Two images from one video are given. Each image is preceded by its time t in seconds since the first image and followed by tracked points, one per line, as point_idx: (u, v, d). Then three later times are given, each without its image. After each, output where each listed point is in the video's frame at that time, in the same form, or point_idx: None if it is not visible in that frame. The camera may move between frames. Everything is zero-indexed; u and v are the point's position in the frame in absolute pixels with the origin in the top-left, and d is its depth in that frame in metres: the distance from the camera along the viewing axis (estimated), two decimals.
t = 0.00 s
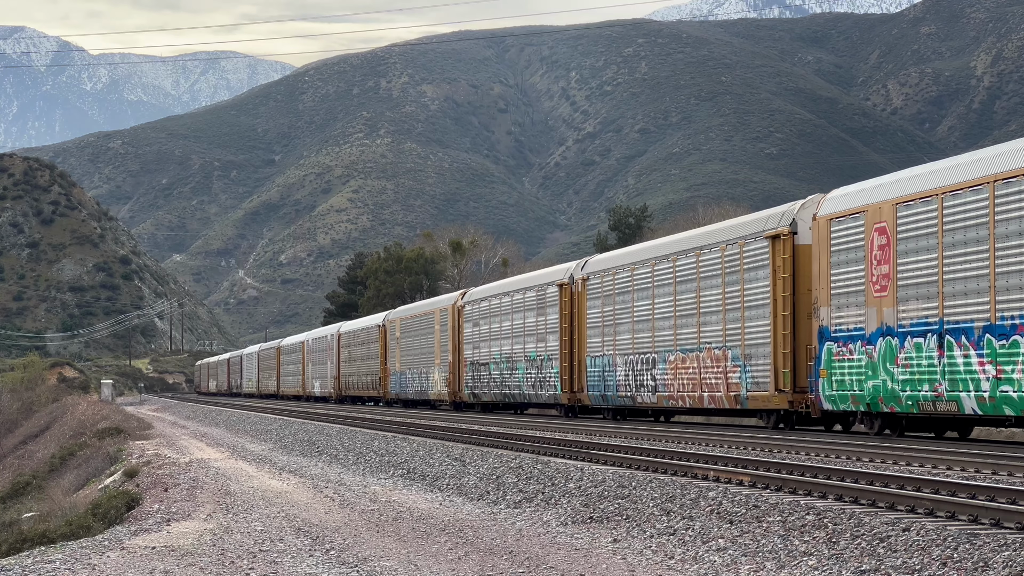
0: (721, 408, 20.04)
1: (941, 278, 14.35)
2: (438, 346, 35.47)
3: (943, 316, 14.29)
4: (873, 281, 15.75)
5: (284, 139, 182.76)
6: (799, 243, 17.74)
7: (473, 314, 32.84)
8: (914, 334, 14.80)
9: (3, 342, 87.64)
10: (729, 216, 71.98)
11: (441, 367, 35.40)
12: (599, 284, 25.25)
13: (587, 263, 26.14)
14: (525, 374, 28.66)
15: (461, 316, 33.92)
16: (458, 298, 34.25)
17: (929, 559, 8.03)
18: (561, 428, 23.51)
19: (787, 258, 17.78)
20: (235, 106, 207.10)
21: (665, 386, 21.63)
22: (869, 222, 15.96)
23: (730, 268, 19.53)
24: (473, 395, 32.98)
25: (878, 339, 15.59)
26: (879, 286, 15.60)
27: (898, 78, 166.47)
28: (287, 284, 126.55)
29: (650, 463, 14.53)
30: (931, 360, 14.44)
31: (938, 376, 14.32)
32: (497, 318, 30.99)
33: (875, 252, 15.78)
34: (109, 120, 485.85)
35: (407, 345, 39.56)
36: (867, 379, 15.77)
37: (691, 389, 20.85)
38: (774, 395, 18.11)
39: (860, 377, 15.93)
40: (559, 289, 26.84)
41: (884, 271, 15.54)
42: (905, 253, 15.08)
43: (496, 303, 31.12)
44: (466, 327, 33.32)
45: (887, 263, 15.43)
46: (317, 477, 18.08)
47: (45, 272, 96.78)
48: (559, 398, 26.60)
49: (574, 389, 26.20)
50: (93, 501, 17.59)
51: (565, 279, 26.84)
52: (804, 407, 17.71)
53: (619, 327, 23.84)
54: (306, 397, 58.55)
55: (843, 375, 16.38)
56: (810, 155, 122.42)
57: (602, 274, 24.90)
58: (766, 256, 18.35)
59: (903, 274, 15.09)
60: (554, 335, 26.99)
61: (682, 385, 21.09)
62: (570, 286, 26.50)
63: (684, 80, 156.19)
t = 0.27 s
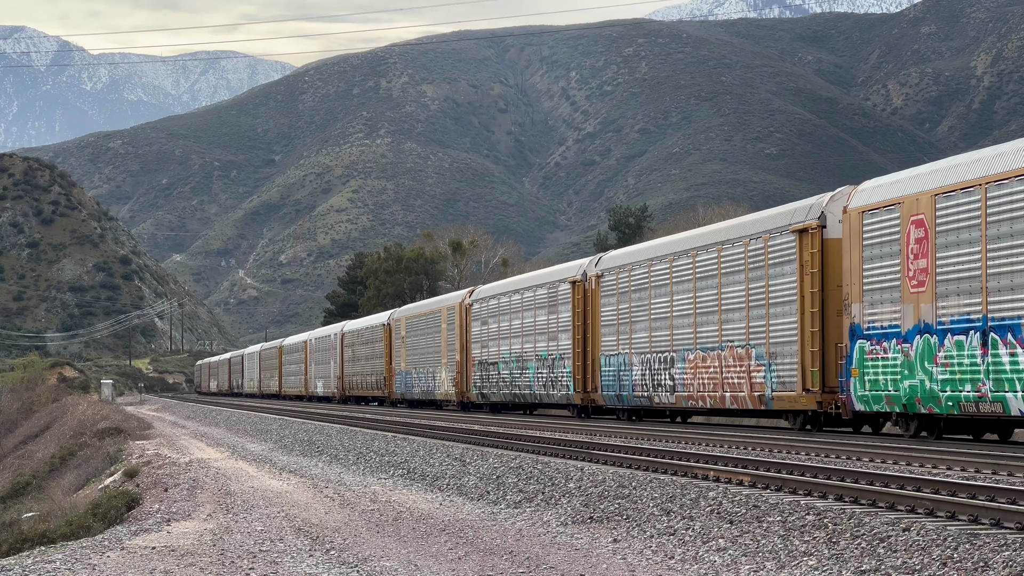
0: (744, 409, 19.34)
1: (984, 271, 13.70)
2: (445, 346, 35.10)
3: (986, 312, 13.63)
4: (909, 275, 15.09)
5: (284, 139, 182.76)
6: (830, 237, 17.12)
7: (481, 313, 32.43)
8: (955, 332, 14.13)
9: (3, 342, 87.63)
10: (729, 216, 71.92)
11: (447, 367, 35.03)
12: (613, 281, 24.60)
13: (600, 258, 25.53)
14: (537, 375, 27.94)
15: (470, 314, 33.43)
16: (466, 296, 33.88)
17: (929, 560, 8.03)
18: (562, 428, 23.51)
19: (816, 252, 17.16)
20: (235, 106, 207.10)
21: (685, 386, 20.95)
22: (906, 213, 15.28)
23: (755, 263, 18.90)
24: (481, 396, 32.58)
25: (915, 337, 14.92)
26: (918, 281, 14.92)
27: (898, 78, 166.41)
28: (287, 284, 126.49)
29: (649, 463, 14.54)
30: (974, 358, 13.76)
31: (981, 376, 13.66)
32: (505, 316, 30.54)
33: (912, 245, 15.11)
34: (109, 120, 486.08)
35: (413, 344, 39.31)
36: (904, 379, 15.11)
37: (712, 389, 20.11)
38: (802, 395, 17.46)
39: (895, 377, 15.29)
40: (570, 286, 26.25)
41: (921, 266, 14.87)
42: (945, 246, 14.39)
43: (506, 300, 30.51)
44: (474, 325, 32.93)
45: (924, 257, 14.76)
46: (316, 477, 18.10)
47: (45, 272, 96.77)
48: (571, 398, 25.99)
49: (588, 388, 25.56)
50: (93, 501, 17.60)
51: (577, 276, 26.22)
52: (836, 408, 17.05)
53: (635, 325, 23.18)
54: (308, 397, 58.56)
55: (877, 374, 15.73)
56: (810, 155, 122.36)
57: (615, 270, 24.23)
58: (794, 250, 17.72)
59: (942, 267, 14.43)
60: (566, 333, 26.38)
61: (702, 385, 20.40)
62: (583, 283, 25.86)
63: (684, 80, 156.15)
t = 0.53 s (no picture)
0: (768, 410, 18.50)
1: None
2: (453, 345, 34.87)
3: None
4: (949, 270, 14.34)
5: (284, 138, 182.75)
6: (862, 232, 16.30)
7: (490, 311, 32.10)
8: (1002, 329, 13.36)
9: (3, 342, 87.64)
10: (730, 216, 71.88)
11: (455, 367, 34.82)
12: (629, 278, 23.89)
13: (616, 256, 24.83)
14: (548, 373, 27.47)
15: (478, 313, 33.27)
16: (475, 294, 33.62)
17: (928, 560, 8.03)
18: (562, 427, 23.51)
19: (846, 247, 16.32)
20: (235, 106, 207.12)
21: (705, 386, 20.09)
22: (945, 205, 14.53)
23: (780, 259, 18.06)
24: (489, 396, 32.35)
25: (956, 335, 14.14)
26: (959, 276, 14.14)
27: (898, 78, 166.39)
28: (286, 284, 126.45)
29: (648, 463, 14.55)
30: None
31: None
32: (516, 315, 30.14)
33: (952, 239, 14.34)
34: (109, 120, 486.25)
35: (419, 344, 39.18)
36: (943, 379, 14.34)
37: (735, 390, 19.23)
38: (831, 396, 16.65)
39: (934, 377, 14.52)
40: (584, 284, 25.58)
41: (962, 261, 14.10)
42: (990, 239, 13.63)
43: (515, 299, 30.18)
44: (483, 323, 32.68)
45: (967, 251, 14.01)
46: (316, 477, 18.09)
47: (45, 272, 96.73)
48: (585, 398, 25.31)
49: (603, 388, 24.82)
50: (93, 501, 17.60)
51: (592, 273, 25.50)
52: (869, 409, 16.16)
53: (652, 323, 22.39)
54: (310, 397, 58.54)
55: (913, 373, 14.94)
56: (810, 155, 122.27)
57: (632, 267, 23.56)
58: (822, 244, 16.90)
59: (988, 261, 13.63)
60: (582, 332, 25.69)
61: (724, 385, 19.56)
62: (597, 281, 25.19)
63: (684, 80, 156.12)
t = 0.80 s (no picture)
0: (795, 411, 17.98)
1: None
2: (461, 344, 34.76)
3: None
4: (994, 264, 13.71)
5: (284, 139, 182.75)
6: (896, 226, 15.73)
7: (500, 309, 31.95)
8: None
9: (3, 342, 87.66)
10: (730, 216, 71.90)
11: (463, 366, 34.75)
12: (646, 274, 23.44)
13: (631, 251, 24.40)
14: (560, 373, 27.25)
15: (486, 311, 33.12)
16: (483, 291, 33.49)
17: (928, 560, 8.03)
18: (562, 427, 23.52)
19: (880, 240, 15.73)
20: (235, 106, 207.20)
21: (727, 386, 19.58)
22: (989, 196, 13.91)
23: (809, 253, 17.48)
24: (498, 396, 32.26)
25: (1001, 332, 13.50)
26: (1005, 270, 13.50)
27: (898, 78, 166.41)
28: (286, 284, 126.42)
29: (647, 462, 14.57)
30: None
31: None
32: (526, 313, 29.94)
33: (996, 231, 13.72)
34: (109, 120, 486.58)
35: (426, 343, 39.13)
36: (988, 378, 13.70)
37: (760, 391, 18.73)
38: (861, 396, 16.05)
39: (977, 376, 13.88)
40: (598, 281, 25.13)
41: (1008, 253, 13.47)
42: None
43: (526, 296, 29.96)
44: (492, 322, 32.55)
45: (1013, 244, 13.39)
46: (316, 477, 18.09)
47: (45, 272, 96.73)
48: (599, 398, 24.92)
49: (619, 387, 24.36)
50: (92, 501, 17.61)
51: (607, 268, 25.04)
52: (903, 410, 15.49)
53: (671, 321, 21.95)
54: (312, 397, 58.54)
55: (953, 372, 14.31)
56: (810, 155, 122.21)
57: (648, 263, 23.10)
58: (854, 238, 16.31)
59: None
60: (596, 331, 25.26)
61: (748, 384, 19.03)
62: (612, 277, 24.76)
63: (684, 80, 156.08)
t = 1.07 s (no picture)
0: (823, 411, 17.48)
1: None
2: (468, 343, 34.74)
3: None
4: None
5: (284, 139, 182.70)
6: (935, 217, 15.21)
7: (509, 308, 31.92)
8: None
9: (3, 342, 87.69)
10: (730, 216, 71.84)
11: (470, 365, 34.71)
12: (662, 270, 23.18)
13: (649, 247, 24.11)
14: (572, 373, 27.22)
15: (495, 310, 33.12)
16: (491, 290, 33.46)
17: (928, 560, 8.03)
18: (563, 427, 23.52)
19: (917, 233, 15.23)
20: (235, 106, 207.27)
21: (750, 385, 19.18)
22: None
23: (835, 247, 16.98)
24: (507, 395, 32.22)
25: None
26: None
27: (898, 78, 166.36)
28: (287, 284, 126.39)
29: (648, 463, 14.56)
30: None
31: None
32: (537, 311, 29.88)
33: None
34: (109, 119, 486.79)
35: (431, 342, 39.12)
36: None
37: (784, 390, 18.29)
38: (897, 396, 15.56)
39: None
40: (615, 278, 24.89)
41: None
42: None
43: (538, 294, 29.86)
44: (501, 321, 32.54)
45: None
46: (316, 477, 18.08)
47: (45, 272, 96.73)
48: (615, 399, 24.68)
49: (635, 387, 24.08)
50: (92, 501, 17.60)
51: (625, 264, 24.77)
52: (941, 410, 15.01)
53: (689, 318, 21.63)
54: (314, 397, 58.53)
55: (998, 371, 13.73)
56: (810, 155, 122.10)
57: (666, 259, 22.81)
58: (889, 230, 15.80)
59: None
60: (612, 329, 24.97)
61: (771, 382, 18.62)
62: (629, 275, 24.50)
63: (684, 80, 156.06)
